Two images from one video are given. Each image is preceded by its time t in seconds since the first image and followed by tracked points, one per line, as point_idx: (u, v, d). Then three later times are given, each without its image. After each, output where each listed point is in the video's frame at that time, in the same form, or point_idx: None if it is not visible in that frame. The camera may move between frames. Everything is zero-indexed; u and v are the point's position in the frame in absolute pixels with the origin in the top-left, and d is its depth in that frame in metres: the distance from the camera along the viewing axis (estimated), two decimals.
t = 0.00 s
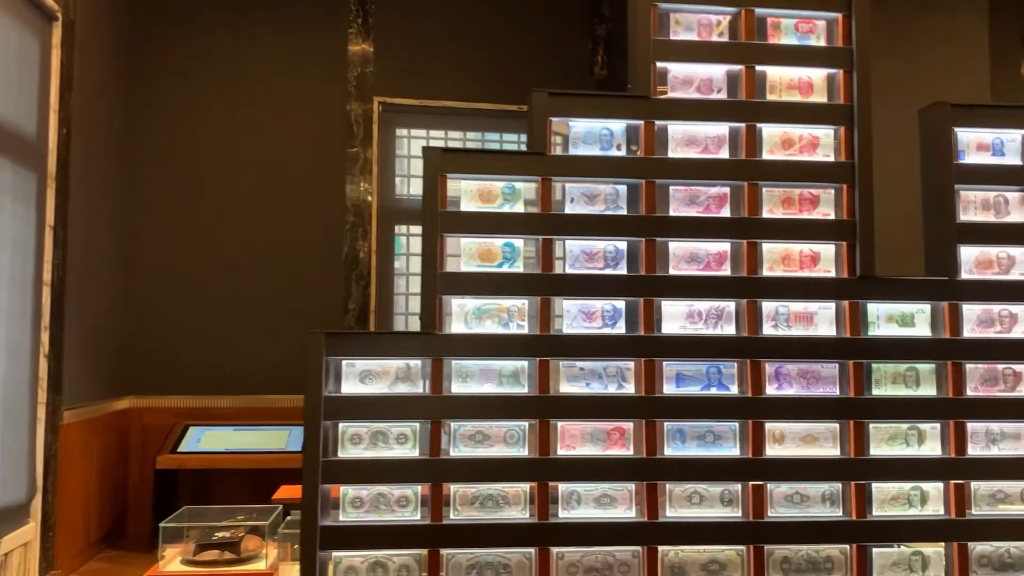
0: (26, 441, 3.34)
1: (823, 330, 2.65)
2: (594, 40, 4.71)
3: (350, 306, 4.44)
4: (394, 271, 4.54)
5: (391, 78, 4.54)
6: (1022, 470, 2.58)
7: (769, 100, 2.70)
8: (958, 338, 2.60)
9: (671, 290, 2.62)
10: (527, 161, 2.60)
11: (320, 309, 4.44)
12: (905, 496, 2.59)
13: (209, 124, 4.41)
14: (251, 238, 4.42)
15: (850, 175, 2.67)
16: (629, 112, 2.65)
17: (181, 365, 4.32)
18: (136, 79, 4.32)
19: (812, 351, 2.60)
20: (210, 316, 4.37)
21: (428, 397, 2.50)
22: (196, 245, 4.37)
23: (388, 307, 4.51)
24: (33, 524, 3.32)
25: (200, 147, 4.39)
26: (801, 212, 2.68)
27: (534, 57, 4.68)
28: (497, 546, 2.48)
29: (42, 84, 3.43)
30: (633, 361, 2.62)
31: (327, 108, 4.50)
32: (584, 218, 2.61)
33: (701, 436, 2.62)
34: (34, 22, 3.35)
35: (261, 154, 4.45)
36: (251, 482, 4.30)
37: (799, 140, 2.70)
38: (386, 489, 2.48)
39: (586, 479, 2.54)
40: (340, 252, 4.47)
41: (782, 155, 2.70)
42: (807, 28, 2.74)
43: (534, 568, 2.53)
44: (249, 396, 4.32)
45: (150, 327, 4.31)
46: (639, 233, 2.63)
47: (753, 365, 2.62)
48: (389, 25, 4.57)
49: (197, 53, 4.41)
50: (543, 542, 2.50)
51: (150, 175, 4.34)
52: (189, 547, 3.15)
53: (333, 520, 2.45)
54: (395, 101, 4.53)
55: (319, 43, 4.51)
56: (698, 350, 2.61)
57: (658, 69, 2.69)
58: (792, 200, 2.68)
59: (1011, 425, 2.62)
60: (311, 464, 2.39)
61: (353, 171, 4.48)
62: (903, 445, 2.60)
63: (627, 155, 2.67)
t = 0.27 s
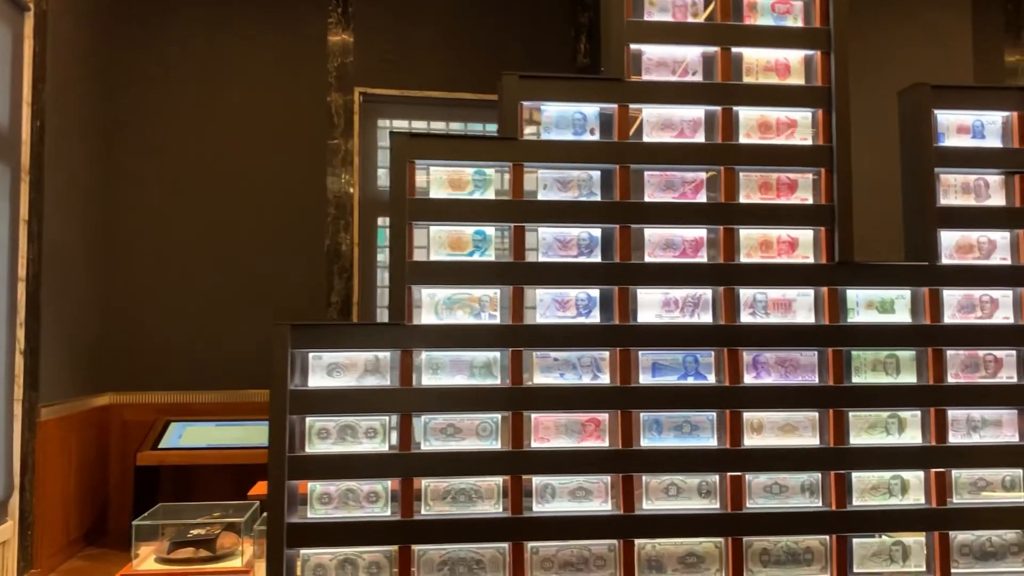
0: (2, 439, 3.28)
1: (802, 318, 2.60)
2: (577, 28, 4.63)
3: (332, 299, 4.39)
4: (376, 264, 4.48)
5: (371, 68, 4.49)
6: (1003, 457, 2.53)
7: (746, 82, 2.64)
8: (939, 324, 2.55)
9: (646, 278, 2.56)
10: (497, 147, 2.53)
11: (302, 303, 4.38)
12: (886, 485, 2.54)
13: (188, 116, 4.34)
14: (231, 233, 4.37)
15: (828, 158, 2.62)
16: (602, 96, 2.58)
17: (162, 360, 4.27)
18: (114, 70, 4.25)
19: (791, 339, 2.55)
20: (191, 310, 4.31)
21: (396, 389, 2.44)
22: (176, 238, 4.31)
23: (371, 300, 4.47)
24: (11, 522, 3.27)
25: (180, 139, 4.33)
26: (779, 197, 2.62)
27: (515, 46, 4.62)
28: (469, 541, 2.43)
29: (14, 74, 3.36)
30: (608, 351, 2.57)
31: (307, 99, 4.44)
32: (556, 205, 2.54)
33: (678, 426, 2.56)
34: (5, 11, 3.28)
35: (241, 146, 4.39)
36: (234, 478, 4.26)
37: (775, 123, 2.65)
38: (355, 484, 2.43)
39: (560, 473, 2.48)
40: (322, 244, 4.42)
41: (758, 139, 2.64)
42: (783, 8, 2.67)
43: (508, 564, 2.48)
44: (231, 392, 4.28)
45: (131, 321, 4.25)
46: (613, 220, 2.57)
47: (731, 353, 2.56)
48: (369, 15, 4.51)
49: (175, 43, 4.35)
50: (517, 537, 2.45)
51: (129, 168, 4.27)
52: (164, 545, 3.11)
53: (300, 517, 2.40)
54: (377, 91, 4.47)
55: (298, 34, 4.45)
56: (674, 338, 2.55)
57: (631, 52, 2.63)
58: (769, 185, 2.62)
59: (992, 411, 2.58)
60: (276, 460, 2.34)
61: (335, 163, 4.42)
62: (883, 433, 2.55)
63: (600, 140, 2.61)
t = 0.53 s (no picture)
0: None
1: (777, 308, 2.55)
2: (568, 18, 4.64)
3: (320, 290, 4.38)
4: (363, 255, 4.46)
5: (358, 58, 4.44)
6: (981, 450, 2.48)
7: (720, 68, 2.59)
8: (916, 316, 2.50)
9: (618, 268, 2.52)
10: (464, 134, 2.49)
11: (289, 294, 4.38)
12: (860, 479, 2.50)
13: (174, 107, 4.31)
14: (217, 224, 4.34)
15: (805, 145, 2.57)
16: (571, 82, 2.54)
17: (148, 352, 4.25)
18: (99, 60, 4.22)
19: (764, 330, 2.51)
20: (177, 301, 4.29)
21: (361, 380, 2.41)
22: (163, 229, 4.29)
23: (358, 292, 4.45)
24: None
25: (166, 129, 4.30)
26: (753, 185, 2.58)
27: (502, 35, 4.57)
28: (436, 535, 2.39)
29: None
30: (579, 341, 2.52)
31: (293, 89, 4.40)
32: (525, 193, 2.50)
33: (649, 419, 2.52)
34: None
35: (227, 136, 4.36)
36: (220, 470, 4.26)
37: (750, 110, 2.60)
38: (319, 478, 2.40)
39: (528, 466, 2.44)
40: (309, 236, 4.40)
41: (732, 127, 2.60)
42: None
43: (475, 559, 2.44)
44: (217, 384, 4.27)
45: (117, 313, 4.23)
46: (584, 209, 2.53)
47: (703, 344, 2.52)
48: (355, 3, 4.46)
49: (160, 33, 4.31)
50: (485, 531, 2.41)
51: (115, 159, 4.25)
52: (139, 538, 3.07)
53: (262, 511, 2.36)
54: (364, 81, 4.42)
55: (284, 24, 4.41)
56: (645, 329, 2.51)
57: (604, 36, 2.58)
58: (744, 173, 2.58)
59: (969, 404, 2.53)
60: (238, 452, 2.30)
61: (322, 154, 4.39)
62: (858, 426, 2.51)
63: (572, 127, 2.56)
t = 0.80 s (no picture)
0: None
1: (750, 300, 2.51)
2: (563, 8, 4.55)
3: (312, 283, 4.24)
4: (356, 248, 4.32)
5: (351, 47, 4.25)
6: (956, 446, 2.44)
7: (696, 55, 2.54)
8: (893, 309, 2.46)
9: (589, 258, 2.47)
10: (433, 121, 2.46)
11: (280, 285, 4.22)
12: (834, 474, 2.46)
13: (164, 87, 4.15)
14: (206, 211, 4.18)
15: (781, 135, 2.53)
16: (542, 67, 2.49)
17: (137, 341, 4.09)
18: (88, 38, 4.07)
19: (736, 322, 2.46)
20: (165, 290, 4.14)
21: (326, 370, 2.38)
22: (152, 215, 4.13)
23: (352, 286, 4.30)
24: None
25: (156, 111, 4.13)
26: (728, 175, 2.54)
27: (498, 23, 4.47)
28: (401, 528, 2.37)
29: None
30: (548, 332, 2.49)
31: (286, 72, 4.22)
32: (494, 180, 2.46)
33: (619, 411, 2.49)
34: None
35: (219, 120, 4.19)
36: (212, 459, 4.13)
37: (726, 99, 2.56)
38: (281, 469, 2.39)
39: (495, 459, 2.41)
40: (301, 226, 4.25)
41: (707, 115, 2.55)
42: None
43: (439, 552, 2.42)
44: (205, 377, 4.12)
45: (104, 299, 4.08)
46: (554, 198, 2.49)
47: (674, 337, 2.48)
48: None
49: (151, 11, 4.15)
50: (451, 525, 2.39)
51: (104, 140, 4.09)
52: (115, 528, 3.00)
53: (223, 503, 2.35)
54: (359, 70, 4.20)
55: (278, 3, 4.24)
56: (616, 321, 2.46)
57: (576, 22, 2.54)
58: (719, 162, 2.54)
59: (945, 399, 2.50)
60: (196, 441, 2.29)
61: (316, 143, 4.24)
62: (832, 421, 2.47)
63: (543, 113, 2.52)
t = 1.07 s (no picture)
0: None
1: (734, 293, 2.47)
2: None
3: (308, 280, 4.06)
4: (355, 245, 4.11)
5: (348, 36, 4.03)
6: (943, 442, 2.40)
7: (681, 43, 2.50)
8: (879, 302, 2.42)
9: (570, 249, 2.44)
10: (412, 109, 2.43)
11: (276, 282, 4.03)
12: (818, 470, 2.42)
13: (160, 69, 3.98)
14: (201, 201, 4.00)
15: (765, 125, 2.49)
16: (522, 54, 2.45)
17: (132, 331, 3.94)
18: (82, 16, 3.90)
19: (719, 315, 2.42)
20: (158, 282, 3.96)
21: (301, 361, 2.36)
22: (145, 203, 3.97)
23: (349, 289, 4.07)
24: None
25: (151, 94, 3.97)
26: (712, 165, 2.51)
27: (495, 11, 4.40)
28: (377, 522, 2.35)
29: None
30: (529, 325, 2.45)
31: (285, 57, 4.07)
32: (473, 169, 2.44)
33: (599, 405, 2.45)
34: None
35: (215, 104, 4.01)
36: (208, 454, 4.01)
37: (711, 88, 2.52)
38: (256, 463, 2.38)
39: (472, 452, 2.38)
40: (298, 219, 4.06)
41: (692, 105, 2.51)
42: None
43: (416, 547, 2.40)
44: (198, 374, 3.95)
45: (97, 289, 3.92)
46: (535, 188, 2.46)
47: (657, 330, 2.44)
48: None
49: None
50: (428, 519, 2.36)
51: (98, 123, 3.94)
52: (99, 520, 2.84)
53: (197, 496, 2.34)
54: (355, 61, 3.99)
55: None
56: (597, 314, 2.42)
57: (559, 9, 2.49)
58: (703, 153, 2.51)
59: (932, 395, 2.45)
60: (170, 432, 2.27)
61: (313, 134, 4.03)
62: (816, 416, 2.43)
63: (525, 101, 2.49)
